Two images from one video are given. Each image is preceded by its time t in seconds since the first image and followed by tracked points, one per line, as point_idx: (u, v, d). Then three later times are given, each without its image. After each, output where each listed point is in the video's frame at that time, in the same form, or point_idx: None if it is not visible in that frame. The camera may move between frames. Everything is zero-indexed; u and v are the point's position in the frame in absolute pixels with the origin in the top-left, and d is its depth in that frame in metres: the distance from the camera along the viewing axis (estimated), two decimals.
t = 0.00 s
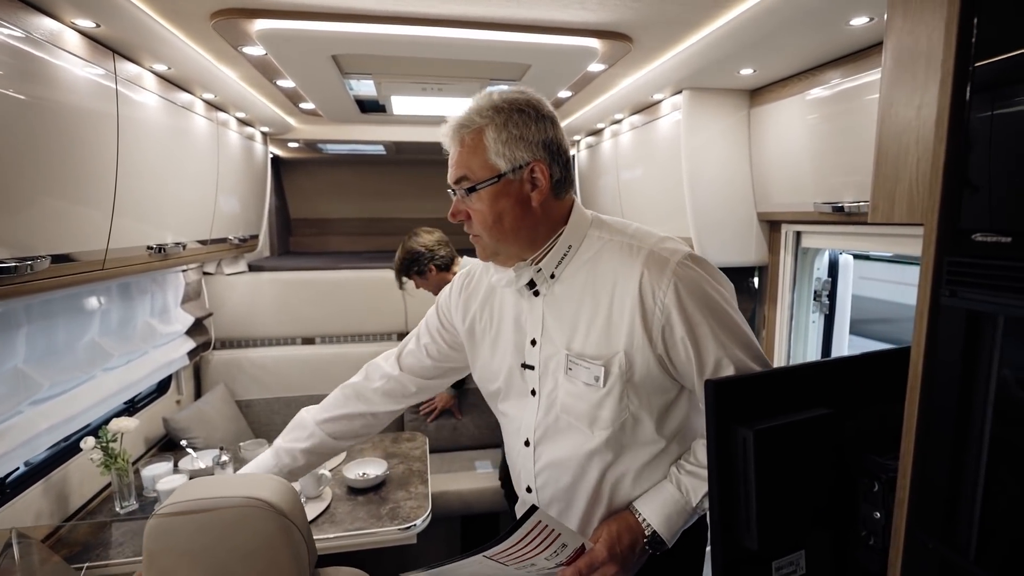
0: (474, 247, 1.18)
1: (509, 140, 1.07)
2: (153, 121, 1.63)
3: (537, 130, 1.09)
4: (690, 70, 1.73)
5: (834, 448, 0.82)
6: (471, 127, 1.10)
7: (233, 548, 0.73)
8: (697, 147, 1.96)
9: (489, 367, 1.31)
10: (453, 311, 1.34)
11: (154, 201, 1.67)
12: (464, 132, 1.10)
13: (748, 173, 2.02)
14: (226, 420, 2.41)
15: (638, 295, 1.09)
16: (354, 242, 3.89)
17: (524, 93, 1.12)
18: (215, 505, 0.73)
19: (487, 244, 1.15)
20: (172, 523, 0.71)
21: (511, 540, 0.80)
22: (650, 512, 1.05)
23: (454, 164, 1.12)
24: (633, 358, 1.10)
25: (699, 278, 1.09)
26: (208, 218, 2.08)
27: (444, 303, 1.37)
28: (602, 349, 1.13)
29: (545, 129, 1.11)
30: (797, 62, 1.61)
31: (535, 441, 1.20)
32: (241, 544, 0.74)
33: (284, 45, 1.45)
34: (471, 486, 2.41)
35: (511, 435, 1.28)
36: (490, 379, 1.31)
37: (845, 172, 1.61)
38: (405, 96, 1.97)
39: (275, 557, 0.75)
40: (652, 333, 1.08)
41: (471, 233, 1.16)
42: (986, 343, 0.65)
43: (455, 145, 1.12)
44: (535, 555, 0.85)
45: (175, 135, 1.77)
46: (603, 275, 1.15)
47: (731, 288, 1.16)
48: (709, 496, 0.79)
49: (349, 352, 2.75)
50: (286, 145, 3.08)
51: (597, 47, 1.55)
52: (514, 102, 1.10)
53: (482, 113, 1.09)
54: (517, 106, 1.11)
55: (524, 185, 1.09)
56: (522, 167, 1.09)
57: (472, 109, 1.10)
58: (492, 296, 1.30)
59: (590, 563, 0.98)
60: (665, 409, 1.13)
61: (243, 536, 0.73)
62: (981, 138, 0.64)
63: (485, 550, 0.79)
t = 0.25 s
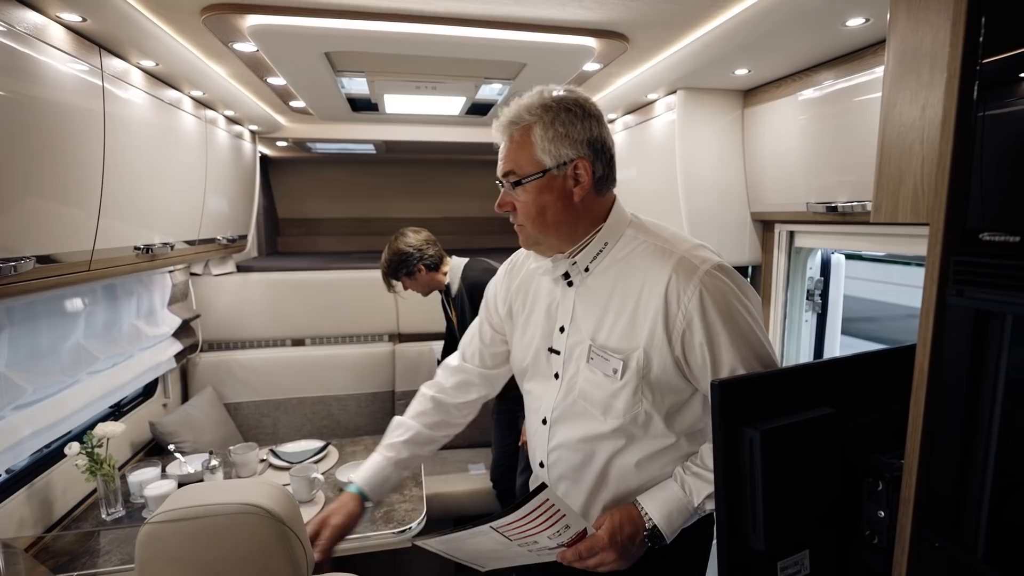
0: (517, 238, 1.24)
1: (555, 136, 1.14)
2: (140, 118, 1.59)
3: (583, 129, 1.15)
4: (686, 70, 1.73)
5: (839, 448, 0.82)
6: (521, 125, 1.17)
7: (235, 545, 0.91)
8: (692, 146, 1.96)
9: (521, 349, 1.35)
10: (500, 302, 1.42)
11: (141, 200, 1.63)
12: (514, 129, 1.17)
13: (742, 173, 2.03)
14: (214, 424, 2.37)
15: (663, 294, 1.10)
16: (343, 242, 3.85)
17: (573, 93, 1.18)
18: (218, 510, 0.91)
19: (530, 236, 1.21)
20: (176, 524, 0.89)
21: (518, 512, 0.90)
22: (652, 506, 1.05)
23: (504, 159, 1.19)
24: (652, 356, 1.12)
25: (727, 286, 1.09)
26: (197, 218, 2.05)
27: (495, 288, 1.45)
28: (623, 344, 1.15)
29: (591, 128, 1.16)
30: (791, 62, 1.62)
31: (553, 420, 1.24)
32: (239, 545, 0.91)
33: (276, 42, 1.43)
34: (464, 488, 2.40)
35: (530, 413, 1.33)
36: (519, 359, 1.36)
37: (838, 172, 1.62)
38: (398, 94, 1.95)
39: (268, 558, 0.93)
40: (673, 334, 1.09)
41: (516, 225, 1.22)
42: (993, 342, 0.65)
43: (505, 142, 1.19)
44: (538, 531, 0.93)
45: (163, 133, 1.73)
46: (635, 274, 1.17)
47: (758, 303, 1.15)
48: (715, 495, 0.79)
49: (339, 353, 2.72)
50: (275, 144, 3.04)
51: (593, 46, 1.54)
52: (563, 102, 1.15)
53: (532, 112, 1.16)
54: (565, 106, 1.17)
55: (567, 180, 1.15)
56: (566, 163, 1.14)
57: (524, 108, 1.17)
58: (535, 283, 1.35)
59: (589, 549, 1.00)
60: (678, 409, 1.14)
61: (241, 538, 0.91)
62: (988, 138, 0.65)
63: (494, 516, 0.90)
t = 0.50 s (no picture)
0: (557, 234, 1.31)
1: (590, 143, 1.17)
2: (127, 115, 1.56)
3: (618, 134, 1.17)
4: (679, 70, 1.73)
5: (837, 445, 0.82)
6: (559, 130, 1.21)
7: (229, 549, 0.89)
8: (684, 146, 1.97)
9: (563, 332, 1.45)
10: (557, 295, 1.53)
11: (128, 199, 1.60)
12: (553, 135, 1.22)
13: (734, 173, 2.05)
14: (202, 426, 2.34)
15: (684, 287, 1.14)
16: (332, 242, 3.82)
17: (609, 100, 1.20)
18: (212, 514, 0.88)
19: (569, 234, 1.27)
20: (169, 528, 0.87)
21: (532, 475, 0.98)
22: (659, 485, 1.10)
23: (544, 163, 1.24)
24: (669, 347, 1.16)
25: (747, 285, 1.10)
26: (185, 217, 2.01)
27: (553, 281, 1.56)
28: (643, 334, 1.20)
29: (625, 133, 1.18)
30: (783, 63, 1.63)
31: (578, 398, 1.32)
32: (234, 549, 0.89)
33: (267, 38, 1.41)
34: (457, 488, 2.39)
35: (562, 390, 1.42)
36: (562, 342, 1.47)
37: (830, 172, 1.63)
38: (390, 92, 1.94)
39: (263, 561, 0.91)
40: (689, 328, 1.13)
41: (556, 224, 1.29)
42: (992, 340, 0.65)
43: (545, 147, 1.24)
44: (551, 492, 1.02)
45: (151, 131, 1.70)
46: (661, 269, 1.21)
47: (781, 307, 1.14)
48: (717, 492, 0.79)
49: (330, 354, 2.69)
50: (263, 142, 3.00)
51: (588, 45, 1.54)
52: (599, 108, 1.18)
53: (570, 118, 1.20)
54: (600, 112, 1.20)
55: (601, 183, 1.19)
56: (599, 168, 1.18)
57: (563, 113, 1.21)
58: (584, 275, 1.45)
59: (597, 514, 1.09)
60: (692, 402, 1.17)
61: (236, 541, 0.89)
62: (988, 137, 0.65)
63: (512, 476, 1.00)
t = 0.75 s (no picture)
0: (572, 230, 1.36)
1: (591, 145, 1.19)
2: (115, 112, 1.54)
3: (618, 134, 1.18)
4: (671, 69, 1.74)
5: (831, 440, 0.83)
6: (565, 135, 1.25)
7: (221, 552, 0.88)
8: (677, 145, 1.97)
9: (586, 320, 1.49)
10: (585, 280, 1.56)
11: (116, 198, 1.58)
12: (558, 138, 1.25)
13: (726, 171, 2.06)
14: (192, 428, 2.31)
15: (678, 273, 1.14)
16: (322, 242, 3.80)
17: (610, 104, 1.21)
18: (205, 517, 0.87)
19: (581, 230, 1.32)
20: (161, 532, 0.86)
21: (531, 444, 1.09)
22: (653, 463, 1.14)
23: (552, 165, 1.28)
24: (665, 332, 1.17)
25: (738, 273, 1.09)
26: (174, 217, 1.99)
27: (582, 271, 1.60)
28: (641, 320, 1.21)
29: (625, 133, 1.18)
30: (775, 63, 1.65)
31: (590, 381, 1.35)
32: (227, 552, 0.88)
33: (258, 35, 1.39)
34: (451, 488, 2.38)
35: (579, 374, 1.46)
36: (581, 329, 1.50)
37: (821, 171, 1.65)
38: (382, 91, 1.93)
39: (255, 565, 0.90)
40: (681, 314, 1.13)
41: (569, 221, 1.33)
42: (987, 336, 0.66)
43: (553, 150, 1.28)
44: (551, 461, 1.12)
45: (139, 129, 1.68)
46: (662, 257, 1.22)
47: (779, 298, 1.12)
48: (713, 487, 0.79)
49: (322, 354, 2.67)
50: (252, 141, 2.98)
51: (581, 44, 1.54)
52: (600, 113, 1.20)
53: (574, 124, 1.23)
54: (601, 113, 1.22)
55: (603, 183, 1.21)
56: (601, 168, 1.20)
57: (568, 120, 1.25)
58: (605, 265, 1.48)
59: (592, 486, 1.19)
60: (690, 387, 1.16)
61: (229, 544, 0.88)
62: (979, 135, 0.66)
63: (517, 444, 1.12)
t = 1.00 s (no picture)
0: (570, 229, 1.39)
1: (584, 146, 1.22)
2: (105, 114, 1.53)
3: (611, 135, 1.20)
4: (663, 71, 1.75)
5: (823, 439, 0.84)
6: (561, 140, 1.28)
7: (215, 556, 0.88)
8: (669, 146, 1.98)
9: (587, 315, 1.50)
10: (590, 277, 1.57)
11: (107, 201, 1.57)
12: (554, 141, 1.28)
13: (718, 172, 2.07)
14: (184, 430, 2.30)
15: (661, 264, 1.15)
16: (315, 243, 3.78)
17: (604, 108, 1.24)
18: (199, 521, 0.87)
19: (580, 228, 1.34)
20: (155, 536, 0.86)
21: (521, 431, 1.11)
22: (636, 448, 1.16)
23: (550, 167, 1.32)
24: (650, 322, 1.18)
25: (718, 264, 1.09)
26: (165, 219, 1.98)
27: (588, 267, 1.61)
28: (629, 311, 1.22)
29: (617, 136, 1.21)
30: (766, 65, 1.66)
31: (587, 373, 1.36)
32: (220, 556, 0.88)
33: (250, 37, 1.39)
34: (445, 489, 2.38)
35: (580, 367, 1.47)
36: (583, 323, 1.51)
37: (811, 172, 1.66)
38: (375, 92, 1.93)
39: (248, 568, 0.90)
40: (664, 304, 1.14)
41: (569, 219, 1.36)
42: (973, 336, 0.67)
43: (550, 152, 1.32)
44: (541, 447, 1.14)
45: (130, 130, 1.67)
46: (650, 250, 1.22)
47: (761, 287, 1.11)
48: (707, 485, 0.80)
49: (315, 356, 2.67)
50: (244, 142, 2.96)
51: (574, 46, 1.55)
52: (594, 117, 1.23)
53: (569, 129, 1.27)
54: (593, 114, 1.24)
55: (598, 182, 1.23)
56: (595, 169, 1.22)
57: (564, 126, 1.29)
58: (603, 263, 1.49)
59: (579, 472, 1.20)
60: (676, 377, 1.16)
61: (223, 549, 0.88)
62: (965, 139, 0.67)
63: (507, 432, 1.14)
